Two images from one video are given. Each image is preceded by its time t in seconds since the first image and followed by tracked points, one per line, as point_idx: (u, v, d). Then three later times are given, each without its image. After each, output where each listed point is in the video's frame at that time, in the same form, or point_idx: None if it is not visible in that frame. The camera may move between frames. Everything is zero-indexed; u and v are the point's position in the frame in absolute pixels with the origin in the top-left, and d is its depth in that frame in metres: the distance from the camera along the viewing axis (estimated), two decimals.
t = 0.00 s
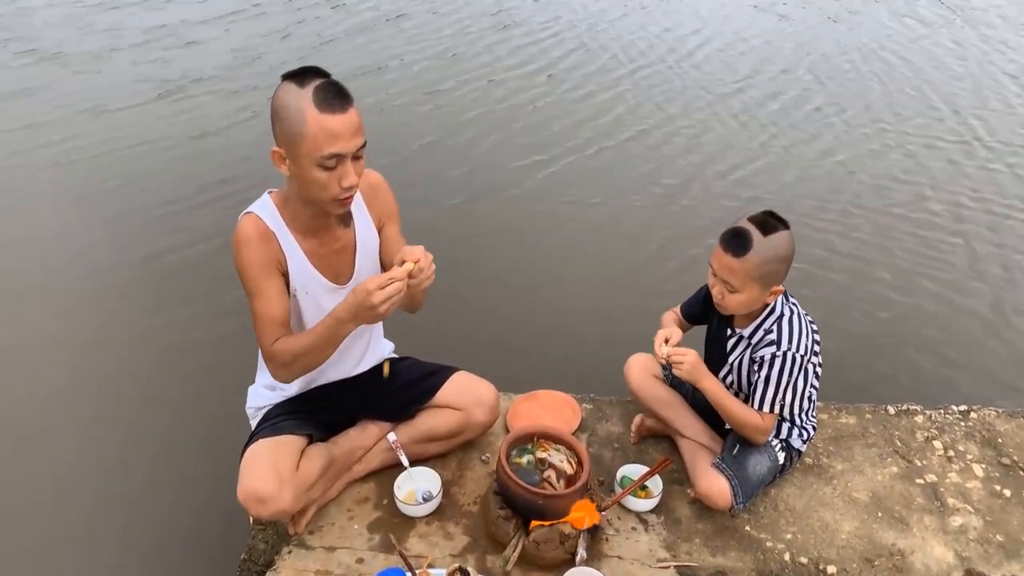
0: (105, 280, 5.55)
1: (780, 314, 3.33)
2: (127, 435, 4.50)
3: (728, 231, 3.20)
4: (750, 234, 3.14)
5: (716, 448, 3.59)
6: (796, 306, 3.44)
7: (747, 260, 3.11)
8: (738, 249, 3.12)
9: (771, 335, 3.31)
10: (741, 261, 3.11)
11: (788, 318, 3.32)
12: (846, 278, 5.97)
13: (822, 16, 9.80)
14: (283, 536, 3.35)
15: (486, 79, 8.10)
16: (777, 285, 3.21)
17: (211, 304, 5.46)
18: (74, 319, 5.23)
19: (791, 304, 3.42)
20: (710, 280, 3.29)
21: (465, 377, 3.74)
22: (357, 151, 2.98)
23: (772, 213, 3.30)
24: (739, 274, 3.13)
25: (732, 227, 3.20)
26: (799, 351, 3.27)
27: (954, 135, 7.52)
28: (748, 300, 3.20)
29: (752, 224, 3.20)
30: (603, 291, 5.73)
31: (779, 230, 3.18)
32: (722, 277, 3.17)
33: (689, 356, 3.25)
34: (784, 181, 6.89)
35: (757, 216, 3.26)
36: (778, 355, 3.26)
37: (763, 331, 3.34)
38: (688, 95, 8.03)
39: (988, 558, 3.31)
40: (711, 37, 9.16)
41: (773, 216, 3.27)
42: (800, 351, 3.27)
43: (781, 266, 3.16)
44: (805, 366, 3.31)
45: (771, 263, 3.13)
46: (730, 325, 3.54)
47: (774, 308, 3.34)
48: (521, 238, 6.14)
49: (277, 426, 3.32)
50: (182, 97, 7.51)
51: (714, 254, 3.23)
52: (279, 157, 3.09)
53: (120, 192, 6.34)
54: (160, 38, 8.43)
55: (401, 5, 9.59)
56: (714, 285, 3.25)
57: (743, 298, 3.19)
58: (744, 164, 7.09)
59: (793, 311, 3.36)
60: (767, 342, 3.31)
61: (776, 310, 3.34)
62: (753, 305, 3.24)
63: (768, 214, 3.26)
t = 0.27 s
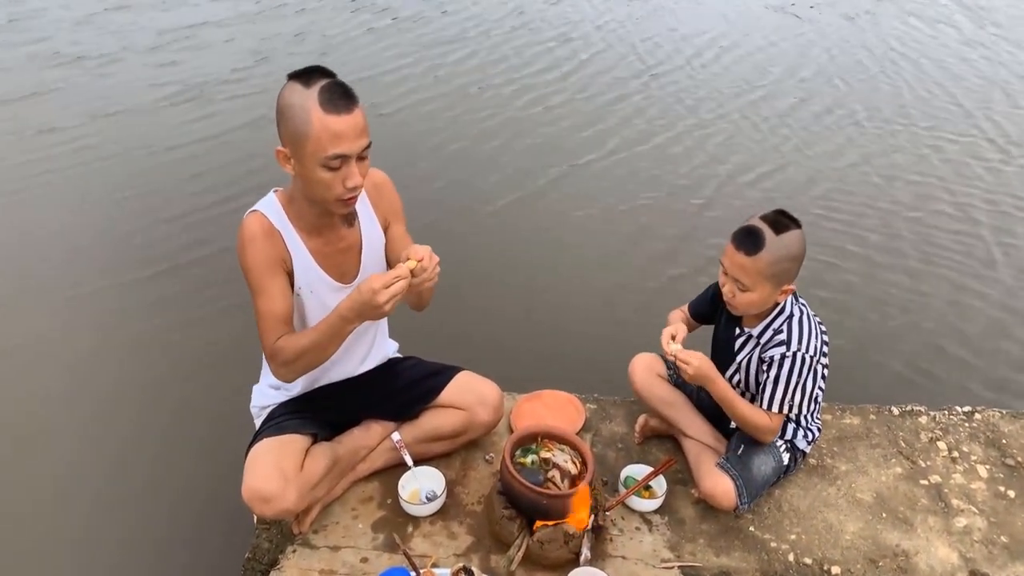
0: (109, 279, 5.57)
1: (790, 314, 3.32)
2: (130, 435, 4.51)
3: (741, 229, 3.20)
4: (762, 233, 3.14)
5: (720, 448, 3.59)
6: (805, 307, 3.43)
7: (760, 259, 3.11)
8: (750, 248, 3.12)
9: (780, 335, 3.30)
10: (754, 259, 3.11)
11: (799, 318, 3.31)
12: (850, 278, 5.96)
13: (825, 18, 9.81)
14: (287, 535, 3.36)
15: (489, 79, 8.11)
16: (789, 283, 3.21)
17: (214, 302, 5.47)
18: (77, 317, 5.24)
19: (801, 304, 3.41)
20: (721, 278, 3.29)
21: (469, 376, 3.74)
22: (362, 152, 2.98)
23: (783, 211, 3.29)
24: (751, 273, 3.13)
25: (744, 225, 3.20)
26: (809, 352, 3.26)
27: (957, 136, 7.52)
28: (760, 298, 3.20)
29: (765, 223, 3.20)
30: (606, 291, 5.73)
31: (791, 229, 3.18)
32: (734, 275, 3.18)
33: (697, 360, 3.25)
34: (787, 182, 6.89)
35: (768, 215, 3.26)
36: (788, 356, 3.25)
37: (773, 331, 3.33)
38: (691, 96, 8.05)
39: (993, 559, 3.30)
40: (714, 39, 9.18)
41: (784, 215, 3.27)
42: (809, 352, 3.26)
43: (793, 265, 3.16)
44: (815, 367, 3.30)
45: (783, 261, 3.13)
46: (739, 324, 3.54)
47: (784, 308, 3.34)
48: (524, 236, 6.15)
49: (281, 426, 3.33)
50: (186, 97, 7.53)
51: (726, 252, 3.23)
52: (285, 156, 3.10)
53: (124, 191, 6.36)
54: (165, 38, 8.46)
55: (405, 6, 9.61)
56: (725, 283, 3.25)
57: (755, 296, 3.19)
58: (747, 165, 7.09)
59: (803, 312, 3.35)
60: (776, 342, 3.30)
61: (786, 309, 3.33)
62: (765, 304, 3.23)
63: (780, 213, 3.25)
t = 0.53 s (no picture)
0: (113, 279, 5.59)
1: (793, 315, 3.33)
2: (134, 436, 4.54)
3: (745, 230, 3.21)
4: (767, 234, 3.15)
5: (723, 448, 3.60)
6: (809, 309, 3.44)
7: (763, 260, 3.12)
8: (755, 248, 3.13)
9: (783, 336, 3.32)
10: (758, 259, 3.12)
11: (802, 320, 3.32)
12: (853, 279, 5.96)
13: (828, 22, 9.84)
14: (290, 534, 3.37)
15: (492, 81, 8.14)
16: (792, 284, 3.22)
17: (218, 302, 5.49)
18: (82, 318, 5.28)
19: (804, 305, 3.42)
20: (724, 278, 3.30)
21: (472, 376, 3.76)
22: (366, 153, 3.00)
23: (787, 212, 3.31)
24: (755, 273, 3.14)
25: (748, 226, 3.21)
26: (812, 353, 3.27)
27: (959, 138, 7.53)
28: (763, 298, 3.21)
29: (769, 224, 3.21)
30: (609, 291, 5.74)
31: (795, 230, 3.19)
32: (738, 275, 3.19)
33: (703, 361, 3.25)
34: (790, 183, 6.90)
35: (772, 216, 3.27)
36: (790, 357, 3.26)
37: (776, 331, 3.35)
38: (693, 98, 8.07)
39: (994, 560, 3.31)
40: (716, 42, 9.21)
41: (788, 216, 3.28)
42: (812, 353, 3.27)
43: (797, 265, 3.18)
44: (817, 369, 3.31)
45: (787, 262, 3.14)
46: (742, 326, 3.56)
47: (787, 308, 3.35)
48: (526, 237, 6.17)
49: (285, 425, 3.34)
50: (191, 99, 7.58)
51: (730, 251, 3.25)
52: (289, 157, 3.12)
53: (129, 192, 6.39)
54: (170, 41, 8.51)
55: (408, 10, 9.66)
56: (728, 283, 3.27)
57: (758, 296, 3.21)
58: (750, 166, 7.11)
59: (807, 314, 3.36)
60: (779, 343, 3.32)
61: (790, 310, 3.34)
62: (769, 303, 3.25)
63: (783, 214, 3.27)
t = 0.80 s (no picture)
0: (113, 275, 5.58)
1: (795, 312, 3.33)
2: (134, 427, 4.51)
3: (745, 228, 3.21)
4: (767, 231, 3.15)
5: (724, 447, 3.60)
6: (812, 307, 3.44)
7: (764, 257, 3.12)
8: (756, 246, 3.13)
9: (785, 333, 3.31)
10: (759, 257, 3.12)
11: (803, 317, 3.32)
12: (855, 277, 5.94)
13: (829, 24, 9.85)
14: (292, 533, 3.38)
15: (494, 83, 8.16)
16: (792, 282, 3.22)
17: (219, 300, 5.49)
18: (82, 313, 5.26)
19: (806, 303, 3.41)
20: (726, 275, 3.30)
21: (473, 375, 3.77)
22: (367, 152, 3.01)
23: (787, 209, 3.31)
24: (756, 271, 3.14)
25: (749, 224, 3.20)
26: (813, 350, 3.27)
27: (962, 138, 7.52)
28: (762, 298, 3.21)
29: (768, 221, 3.21)
30: (611, 289, 5.73)
31: (796, 227, 3.19)
32: (739, 272, 3.19)
33: (722, 331, 3.18)
34: (791, 182, 6.89)
35: (772, 213, 3.27)
36: (790, 353, 3.26)
37: (778, 328, 3.35)
38: (695, 99, 8.08)
39: (995, 559, 3.30)
40: (718, 45, 9.23)
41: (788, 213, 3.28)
42: (813, 351, 3.27)
43: (797, 263, 3.18)
44: (818, 366, 3.30)
45: (788, 259, 3.14)
46: (745, 323, 3.56)
47: (789, 305, 3.34)
48: (528, 236, 6.17)
49: (287, 423, 3.34)
50: (194, 101, 7.60)
51: (731, 249, 3.25)
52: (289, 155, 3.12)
53: (130, 191, 6.40)
54: (173, 44, 8.55)
55: (411, 13, 9.70)
56: (730, 281, 3.28)
57: (758, 294, 3.21)
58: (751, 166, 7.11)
59: (809, 311, 3.36)
60: (780, 339, 3.32)
61: (792, 307, 3.34)
62: (770, 301, 3.25)
63: (783, 212, 3.26)
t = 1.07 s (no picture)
0: (117, 275, 5.59)
1: (799, 310, 3.33)
2: (137, 427, 4.52)
3: (747, 229, 3.21)
4: (768, 234, 3.15)
5: (728, 447, 3.60)
6: (815, 305, 3.45)
7: (766, 259, 3.12)
8: (757, 248, 3.14)
9: (789, 330, 3.32)
10: (760, 259, 3.13)
11: (807, 315, 3.33)
12: (858, 278, 5.95)
13: (832, 24, 9.84)
14: (297, 532, 3.39)
15: (497, 84, 8.16)
16: (794, 283, 3.22)
17: (223, 299, 5.50)
18: (85, 312, 5.27)
19: (810, 302, 3.42)
20: (728, 277, 3.32)
21: (477, 374, 3.77)
22: (371, 151, 3.01)
23: (789, 211, 3.31)
24: (757, 273, 3.15)
25: (751, 226, 3.21)
26: (816, 348, 3.28)
27: (965, 139, 7.51)
28: (764, 299, 3.22)
29: (771, 222, 3.21)
30: (614, 289, 5.73)
31: (797, 228, 3.19)
32: (740, 274, 3.20)
33: (731, 320, 3.20)
34: (794, 182, 6.90)
35: (774, 215, 3.27)
36: (793, 351, 3.27)
37: (781, 326, 3.35)
38: (697, 100, 8.07)
39: (999, 559, 3.30)
40: (720, 45, 9.22)
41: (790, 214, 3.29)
42: (816, 348, 3.27)
43: (799, 264, 3.18)
44: (819, 364, 3.31)
45: (790, 261, 3.14)
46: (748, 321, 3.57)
47: (793, 304, 3.35)
48: (531, 236, 6.16)
49: (292, 422, 3.35)
50: (196, 101, 7.61)
51: (732, 251, 3.26)
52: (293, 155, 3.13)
53: (133, 190, 6.41)
54: (175, 44, 8.55)
55: (413, 13, 9.69)
56: (731, 283, 3.29)
57: (760, 296, 3.21)
58: (753, 166, 7.11)
59: (812, 309, 3.37)
60: (783, 337, 3.33)
61: (795, 305, 3.34)
62: (771, 303, 3.25)
63: (786, 212, 3.27)
